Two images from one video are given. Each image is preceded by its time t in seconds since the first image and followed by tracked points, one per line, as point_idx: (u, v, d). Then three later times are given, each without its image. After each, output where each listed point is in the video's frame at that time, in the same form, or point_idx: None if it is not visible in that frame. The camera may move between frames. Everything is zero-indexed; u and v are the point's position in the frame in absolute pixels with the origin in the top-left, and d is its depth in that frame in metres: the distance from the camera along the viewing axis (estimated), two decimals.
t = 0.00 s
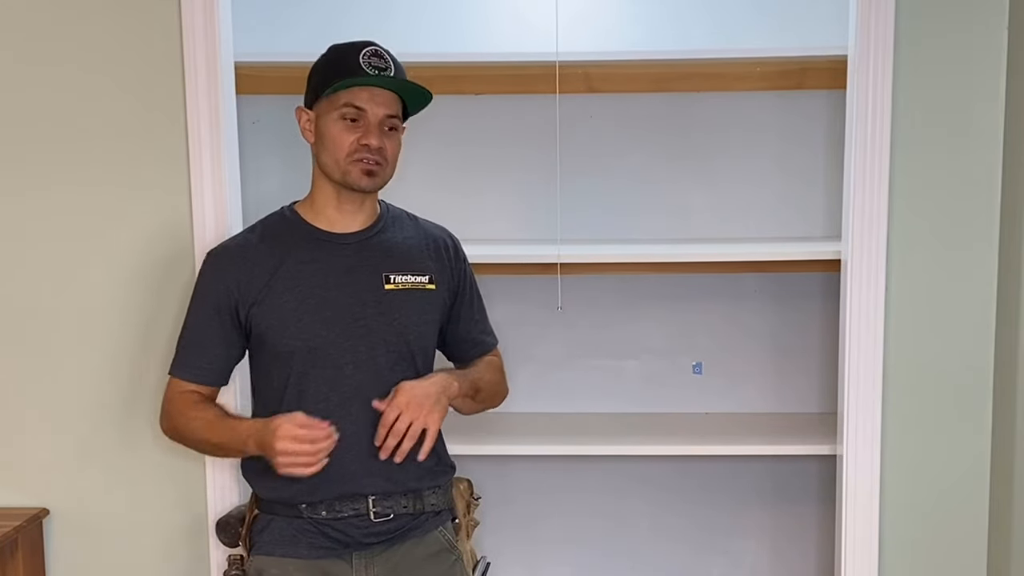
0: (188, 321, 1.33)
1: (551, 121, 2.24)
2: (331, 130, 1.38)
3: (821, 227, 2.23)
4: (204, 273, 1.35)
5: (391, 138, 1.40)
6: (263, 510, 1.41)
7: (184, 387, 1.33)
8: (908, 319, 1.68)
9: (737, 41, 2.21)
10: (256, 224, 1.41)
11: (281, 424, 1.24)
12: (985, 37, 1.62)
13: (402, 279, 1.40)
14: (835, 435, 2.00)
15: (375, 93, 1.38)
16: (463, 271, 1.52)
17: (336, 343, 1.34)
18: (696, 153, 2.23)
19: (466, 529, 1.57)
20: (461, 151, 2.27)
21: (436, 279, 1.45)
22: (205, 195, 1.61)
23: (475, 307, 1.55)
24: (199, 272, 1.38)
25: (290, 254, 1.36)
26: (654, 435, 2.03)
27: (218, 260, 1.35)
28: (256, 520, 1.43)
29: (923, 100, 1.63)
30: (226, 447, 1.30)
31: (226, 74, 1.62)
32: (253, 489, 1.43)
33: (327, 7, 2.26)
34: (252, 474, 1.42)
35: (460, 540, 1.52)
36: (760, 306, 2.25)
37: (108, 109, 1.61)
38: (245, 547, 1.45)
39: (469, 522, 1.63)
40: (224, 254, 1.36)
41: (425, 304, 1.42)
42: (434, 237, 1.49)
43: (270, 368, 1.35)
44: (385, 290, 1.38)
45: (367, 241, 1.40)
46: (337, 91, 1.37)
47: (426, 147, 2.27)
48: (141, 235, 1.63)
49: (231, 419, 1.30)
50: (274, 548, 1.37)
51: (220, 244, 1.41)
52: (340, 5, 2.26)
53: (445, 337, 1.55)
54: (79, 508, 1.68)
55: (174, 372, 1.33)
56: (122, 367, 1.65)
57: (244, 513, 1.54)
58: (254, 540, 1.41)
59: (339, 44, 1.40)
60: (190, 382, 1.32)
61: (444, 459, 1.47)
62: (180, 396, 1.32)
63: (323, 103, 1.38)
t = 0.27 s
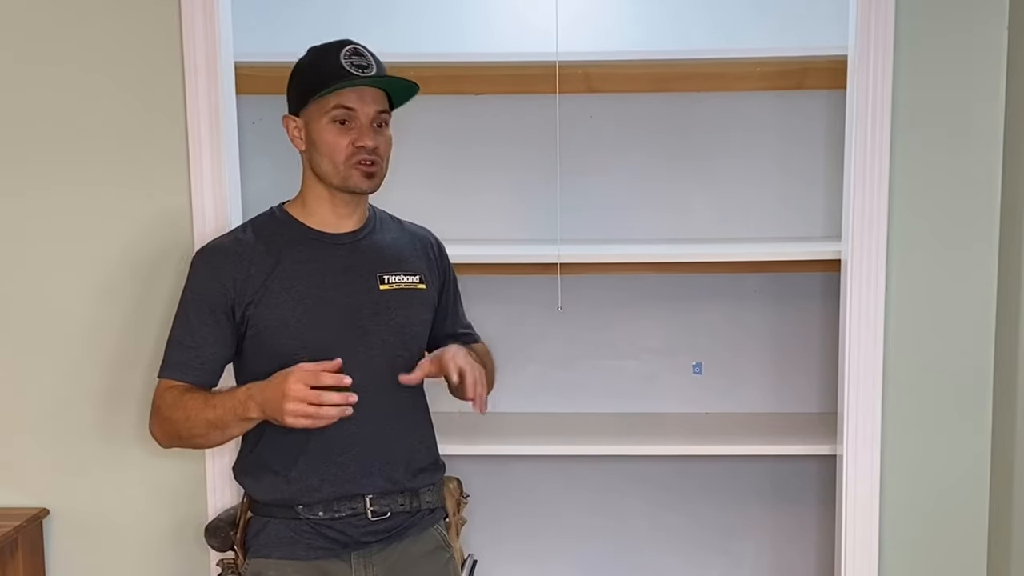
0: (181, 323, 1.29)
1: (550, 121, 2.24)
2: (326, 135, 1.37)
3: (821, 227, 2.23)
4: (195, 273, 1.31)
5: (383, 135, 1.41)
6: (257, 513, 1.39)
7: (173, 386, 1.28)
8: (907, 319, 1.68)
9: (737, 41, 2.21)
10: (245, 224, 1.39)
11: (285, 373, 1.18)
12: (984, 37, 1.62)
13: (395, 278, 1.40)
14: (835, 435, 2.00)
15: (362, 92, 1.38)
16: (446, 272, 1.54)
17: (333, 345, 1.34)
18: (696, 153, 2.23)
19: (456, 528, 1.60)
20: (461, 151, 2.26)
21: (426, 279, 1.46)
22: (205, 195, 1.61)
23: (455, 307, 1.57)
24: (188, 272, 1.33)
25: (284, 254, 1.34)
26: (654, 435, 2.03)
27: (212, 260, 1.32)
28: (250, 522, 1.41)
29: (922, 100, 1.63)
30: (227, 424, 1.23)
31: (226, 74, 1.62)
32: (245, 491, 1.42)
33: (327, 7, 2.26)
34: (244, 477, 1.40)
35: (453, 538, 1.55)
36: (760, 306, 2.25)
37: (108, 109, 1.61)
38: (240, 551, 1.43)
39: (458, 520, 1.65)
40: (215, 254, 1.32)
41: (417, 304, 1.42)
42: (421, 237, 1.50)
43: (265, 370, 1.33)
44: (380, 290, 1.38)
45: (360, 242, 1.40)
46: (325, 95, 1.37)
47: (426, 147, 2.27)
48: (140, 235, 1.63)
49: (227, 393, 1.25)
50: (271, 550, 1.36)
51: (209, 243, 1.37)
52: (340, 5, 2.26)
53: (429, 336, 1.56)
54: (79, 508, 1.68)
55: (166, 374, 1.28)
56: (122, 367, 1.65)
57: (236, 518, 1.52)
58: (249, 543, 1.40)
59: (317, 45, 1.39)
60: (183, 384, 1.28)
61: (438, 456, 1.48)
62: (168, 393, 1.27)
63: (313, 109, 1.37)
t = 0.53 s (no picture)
0: (179, 318, 1.26)
1: (551, 121, 2.24)
2: (302, 139, 1.36)
3: (821, 227, 2.23)
4: (194, 269, 1.29)
5: (358, 128, 1.39)
6: (254, 516, 1.38)
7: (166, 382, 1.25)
8: (907, 319, 1.68)
9: (737, 41, 2.21)
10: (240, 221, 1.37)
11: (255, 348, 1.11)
12: (984, 37, 1.62)
13: (392, 278, 1.41)
14: (835, 435, 2.00)
15: (327, 90, 1.36)
16: (431, 275, 1.57)
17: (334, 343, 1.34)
18: (696, 153, 2.23)
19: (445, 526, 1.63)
20: (460, 151, 2.26)
21: (417, 280, 1.48)
22: (205, 195, 1.61)
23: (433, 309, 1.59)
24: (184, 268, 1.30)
25: (285, 251, 1.34)
26: (653, 435, 2.03)
27: (211, 256, 1.29)
28: (246, 527, 1.40)
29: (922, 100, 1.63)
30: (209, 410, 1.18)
31: (226, 74, 1.62)
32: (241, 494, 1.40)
33: (328, 7, 2.26)
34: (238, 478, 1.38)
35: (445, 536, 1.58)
36: (760, 306, 2.25)
37: (108, 109, 1.61)
38: (236, 556, 1.42)
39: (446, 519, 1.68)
40: (215, 248, 1.30)
41: (412, 304, 1.44)
42: (410, 239, 1.52)
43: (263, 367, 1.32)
44: (379, 289, 1.39)
45: (356, 241, 1.40)
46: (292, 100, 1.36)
47: (426, 147, 2.27)
48: (141, 235, 1.64)
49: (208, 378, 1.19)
50: (270, 554, 1.36)
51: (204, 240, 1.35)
52: (340, 5, 2.26)
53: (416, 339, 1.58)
54: (79, 508, 1.68)
55: (163, 371, 1.24)
56: (122, 367, 1.65)
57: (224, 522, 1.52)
58: (247, 548, 1.39)
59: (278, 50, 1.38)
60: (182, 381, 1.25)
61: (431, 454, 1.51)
62: (157, 385, 1.24)
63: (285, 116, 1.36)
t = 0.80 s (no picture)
0: (169, 325, 1.26)
1: (551, 121, 2.24)
2: (285, 134, 1.37)
3: (820, 227, 2.23)
4: (181, 275, 1.28)
5: (344, 127, 1.39)
6: (250, 520, 1.38)
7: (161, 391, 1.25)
8: (905, 319, 1.68)
9: (737, 41, 2.21)
10: (228, 226, 1.37)
11: (272, 380, 1.17)
12: (984, 37, 1.62)
13: (381, 279, 1.41)
14: (835, 435, 2.00)
15: (317, 87, 1.37)
16: (420, 276, 1.57)
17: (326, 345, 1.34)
18: (696, 153, 2.23)
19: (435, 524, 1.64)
20: (460, 151, 2.26)
21: (407, 280, 1.48)
22: (205, 195, 1.62)
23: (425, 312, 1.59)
24: (172, 274, 1.30)
25: (273, 255, 1.33)
26: (654, 435, 2.03)
27: (199, 261, 1.29)
28: (242, 530, 1.40)
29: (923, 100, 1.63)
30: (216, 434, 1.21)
31: (227, 74, 1.62)
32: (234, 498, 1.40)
33: (328, 7, 2.26)
34: (232, 482, 1.38)
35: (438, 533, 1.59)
36: (760, 306, 2.25)
37: (108, 109, 1.61)
38: (231, 559, 1.40)
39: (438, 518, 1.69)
40: (201, 255, 1.30)
41: (402, 305, 1.44)
42: (397, 240, 1.52)
43: (255, 371, 1.32)
44: (368, 291, 1.39)
45: (344, 243, 1.40)
46: (281, 93, 1.36)
47: (426, 146, 2.27)
48: (140, 235, 1.64)
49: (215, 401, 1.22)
50: (267, 557, 1.36)
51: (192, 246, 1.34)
52: (340, 5, 2.26)
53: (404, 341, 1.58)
54: (78, 508, 1.68)
55: (156, 379, 1.24)
56: (122, 367, 1.65)
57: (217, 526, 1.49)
58: (243, 551, 1.38)
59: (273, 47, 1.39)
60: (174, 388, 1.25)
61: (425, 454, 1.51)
62: (154, 400, 1.24)
63: (272, 109, 1.38)
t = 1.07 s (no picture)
0: (156, 332, 1.26)
1: (551, 121, 2.24)
2: (270, 134, 1.37)
3: (820, 227, 2.23)
4: (165, 281, 1.28)
5: (333, 137, 1.39)
6: (242, 523, 1.38)
7: (154, 399, 1.25)
8: (904, 320, 1.68)
9: (736, 41, 2.21)
10: (211, 230, 1.36)
11: (272, 363, 1.13)
12: (984, 37, 1.62)
13: (368, 278, 1.41)
14: (835, 435, 2.00)
15: (312, 92, 1.37)
16: (409, 272, 1.57)
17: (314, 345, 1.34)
18: (696, 153, 2.23)
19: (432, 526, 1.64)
20: (460, 151, 2.26)
21: (394, 278, 1.48)
22: (205, 195, 1.61)
23: (414, 308, 1.60)
24: (155, 281, 1.30)
25: (259, 258, 1.33)
26: (654, 435, 2.03)
27: (182, 266, 1.29)
28: (234, 532, 1.39)
29: (923, 100, 1.63)
30: (225, 428, 1.18)
31: (226, 74, 1.62)
32: (226, 502, 1.40)
33: (328, 7, 2.26)
34: (224, 487, 1.38)
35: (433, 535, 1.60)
36: (760, 306, 2.25)
37: (108, 109, 1.61)
38: (224, 560, 1.40)
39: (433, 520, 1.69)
40: (185, 260, 1.30)
41: (389, 303, 1.44)
42: (384, 237, 1.52)
43: (242, 374, 1.32)
44: (354, 290, 1.39)
45: (328, 242, 1.40)
46: (274, 94, 1.36)
47: (426, 146, 2.27)
48: (140, 236, 1.64)
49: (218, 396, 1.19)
50: (260, 560, 1.36)
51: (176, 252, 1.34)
52: (340, 5, 2.26)
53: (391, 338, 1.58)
54: (78, 508, 1.68)
55: (146, 386, 1.24)
56: (122, 367, 1.65)
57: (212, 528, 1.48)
58: (236, 553, 1.38)
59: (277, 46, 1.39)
60: (165, 394, 1.25)
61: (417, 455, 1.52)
62: (156, 408, 1.24)
63: (263, 107, 1.38)
